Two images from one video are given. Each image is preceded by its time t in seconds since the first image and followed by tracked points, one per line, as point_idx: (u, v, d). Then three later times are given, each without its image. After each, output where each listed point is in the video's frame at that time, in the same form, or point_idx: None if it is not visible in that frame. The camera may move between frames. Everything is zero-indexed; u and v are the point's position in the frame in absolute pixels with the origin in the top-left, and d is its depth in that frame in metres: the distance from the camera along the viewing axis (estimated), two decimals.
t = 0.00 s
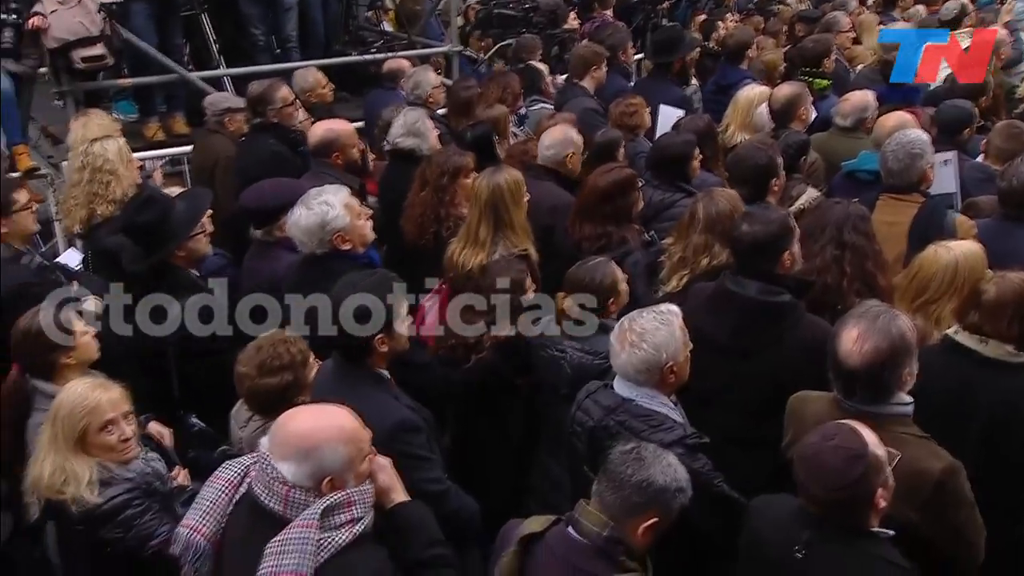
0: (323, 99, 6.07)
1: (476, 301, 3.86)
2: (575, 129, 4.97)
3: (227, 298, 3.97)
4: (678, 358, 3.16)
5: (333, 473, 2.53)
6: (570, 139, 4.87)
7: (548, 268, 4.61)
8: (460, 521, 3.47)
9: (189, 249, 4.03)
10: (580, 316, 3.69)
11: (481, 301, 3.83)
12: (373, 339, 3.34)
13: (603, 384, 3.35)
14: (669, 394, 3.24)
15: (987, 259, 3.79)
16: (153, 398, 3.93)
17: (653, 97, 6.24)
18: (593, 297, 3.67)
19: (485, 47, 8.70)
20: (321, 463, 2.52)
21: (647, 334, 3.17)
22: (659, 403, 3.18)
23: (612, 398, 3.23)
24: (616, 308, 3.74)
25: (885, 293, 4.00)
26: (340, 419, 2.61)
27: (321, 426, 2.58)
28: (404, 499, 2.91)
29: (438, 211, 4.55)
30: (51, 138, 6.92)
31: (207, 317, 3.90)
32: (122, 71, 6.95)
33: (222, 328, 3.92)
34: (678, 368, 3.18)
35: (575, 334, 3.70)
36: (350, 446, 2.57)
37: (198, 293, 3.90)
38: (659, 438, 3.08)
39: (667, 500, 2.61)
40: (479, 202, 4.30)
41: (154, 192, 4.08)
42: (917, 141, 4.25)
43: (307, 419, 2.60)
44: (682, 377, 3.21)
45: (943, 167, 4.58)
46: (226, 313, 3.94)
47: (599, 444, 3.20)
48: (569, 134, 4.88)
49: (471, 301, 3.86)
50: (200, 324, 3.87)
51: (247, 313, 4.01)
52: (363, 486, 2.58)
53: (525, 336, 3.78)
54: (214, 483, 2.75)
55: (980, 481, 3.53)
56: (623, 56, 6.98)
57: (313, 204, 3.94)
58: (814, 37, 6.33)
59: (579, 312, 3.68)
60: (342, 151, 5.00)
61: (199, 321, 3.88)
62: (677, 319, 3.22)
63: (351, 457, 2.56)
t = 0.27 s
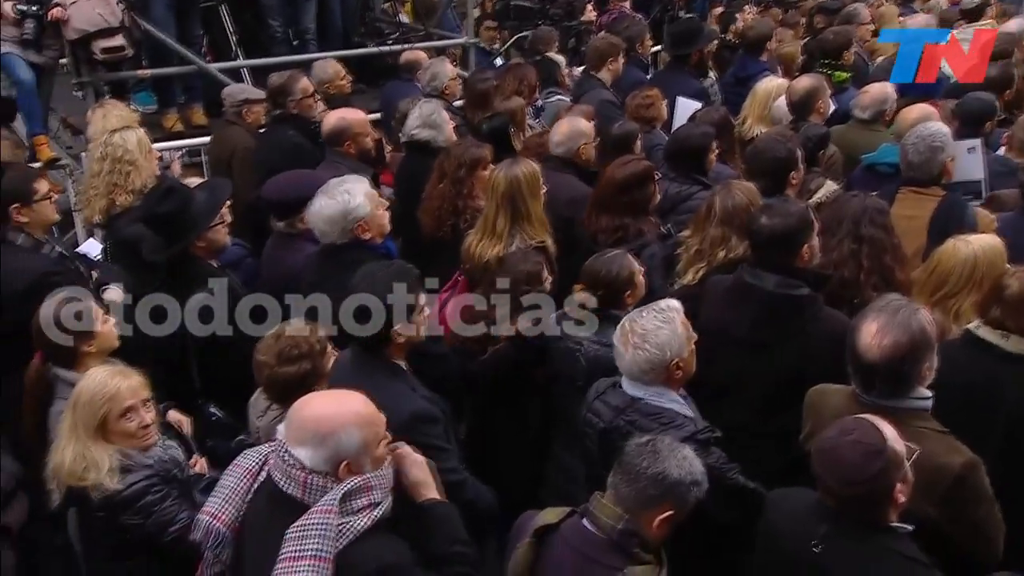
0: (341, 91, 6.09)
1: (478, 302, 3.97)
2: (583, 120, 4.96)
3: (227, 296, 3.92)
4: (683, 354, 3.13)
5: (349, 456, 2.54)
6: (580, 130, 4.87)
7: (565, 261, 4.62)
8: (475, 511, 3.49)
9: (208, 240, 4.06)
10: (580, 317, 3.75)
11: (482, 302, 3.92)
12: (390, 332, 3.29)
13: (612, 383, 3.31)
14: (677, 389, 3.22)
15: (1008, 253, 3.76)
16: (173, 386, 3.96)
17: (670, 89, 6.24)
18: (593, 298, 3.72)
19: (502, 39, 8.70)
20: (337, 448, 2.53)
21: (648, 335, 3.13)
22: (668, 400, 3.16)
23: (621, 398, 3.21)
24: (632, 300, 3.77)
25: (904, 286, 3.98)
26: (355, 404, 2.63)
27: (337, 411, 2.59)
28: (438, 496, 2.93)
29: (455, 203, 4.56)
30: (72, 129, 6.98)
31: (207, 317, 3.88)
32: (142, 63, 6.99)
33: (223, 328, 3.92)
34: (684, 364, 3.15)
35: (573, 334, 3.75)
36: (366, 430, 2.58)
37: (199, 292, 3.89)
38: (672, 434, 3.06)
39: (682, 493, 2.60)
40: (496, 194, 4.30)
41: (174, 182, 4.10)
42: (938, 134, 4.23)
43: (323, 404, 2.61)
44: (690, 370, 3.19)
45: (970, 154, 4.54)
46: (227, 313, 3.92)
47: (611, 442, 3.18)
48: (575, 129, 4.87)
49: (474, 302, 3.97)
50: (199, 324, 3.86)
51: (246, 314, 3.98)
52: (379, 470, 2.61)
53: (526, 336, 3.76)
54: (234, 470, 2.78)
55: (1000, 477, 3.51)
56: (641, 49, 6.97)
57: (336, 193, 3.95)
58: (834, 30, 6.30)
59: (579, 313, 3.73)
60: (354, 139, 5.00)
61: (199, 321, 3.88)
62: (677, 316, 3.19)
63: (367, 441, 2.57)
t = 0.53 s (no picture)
0: (360, 81, 6.11)
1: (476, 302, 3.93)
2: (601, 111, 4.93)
3: (228, 296, 3.89)
4: (701, 347, 3.11)
5: (355, 444, 2.54)
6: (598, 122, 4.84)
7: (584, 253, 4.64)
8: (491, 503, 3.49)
9: (226, 229, 4.07)
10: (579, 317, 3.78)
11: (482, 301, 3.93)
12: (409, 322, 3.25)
13: (629, 379, 3.32)
14: (696, 382, 3.21)
15: None
16: (192, 374, 3.98)
17: (689, 81, 6.23)
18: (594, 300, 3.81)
19: (521, 30, 8.70)
20: (342, 437, 2.53)
21: (665, 330, 3.11)
22: (687, 393, 3.14)
23: (642, 392, 3.19)
24: (650, 293, 3.77)
25: (924, 280, 3.96)
26: (356, 392, 2.62)
27: (339, 400, 2.59)
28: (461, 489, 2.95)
29: (474, 193, 4.56)
30: (92, 119, 7.02)
31: (207, 318, 3.89)
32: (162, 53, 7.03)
33: (222, 328, 3.92)
34: (703, 356, 3.13)
35: (574, 334, 3.78)
36: (368, 416, 2.57)
37: (200, 292, 3.89)
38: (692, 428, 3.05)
39: (700, 485, 2.60)
40: (515, 184, 4.30)
41: (194, 171, 4.11)
42: (962, 126, 4.22)
43: (323, 395, 2.61)
44: (708, 363, 3.17)
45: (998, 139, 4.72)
46: (226, 312, 3.91)
47: (631, 437, 3.16)
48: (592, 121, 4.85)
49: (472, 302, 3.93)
50: (199, 324, 3.88)
51: (247, 313, 3.93)
52: (390, 454, 2.60)
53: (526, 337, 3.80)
54: (251, 460, 2.81)
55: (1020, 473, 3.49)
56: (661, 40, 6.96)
57: (366, 177, 3.93)
58: (856, 21, 6.27)
59: (580, 313, 3.79)
60: (370, 129, 5.00)
61: (199, 321, 3.90)
62: (693, 310, 3.17)
63: (371, 426, 2.56)
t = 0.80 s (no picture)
0: (379, 72, 6.11)
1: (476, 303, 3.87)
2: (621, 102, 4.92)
3: (228, 296, 3.86)
4: (730, 339, 3.12)
5: (375, 432, 2.55)
6: (618, 114, 4.84)
7: (604, 245, 4.64)
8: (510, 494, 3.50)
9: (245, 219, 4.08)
10: (579, 317, 3.73)
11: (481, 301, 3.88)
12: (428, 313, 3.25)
13: (654, 370, 3.31)
14: (723, 374, 3.21)
15: None
16: (213, 363, 4.00)
17: (710, 73, 6.22)
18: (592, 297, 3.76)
19: (541, 21, 8.69)
20: (361, 425, 2.53)
21: (695, 321, 3.12)
22: (715, 386, 3.14)
23: (667, 384, 3.19)
24: (671, 285, 3.69)
25: (946, 275, 3.94)
26: (375, 380, 2.63)
27: (358, 388, 2.60)
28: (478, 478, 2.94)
29: (494, 184, 4.57)
30: (113, 109, 7.05)
31: (207, 317, 3.87)
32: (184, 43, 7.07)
33: (222, 328, 3.88)
34: (731, 349, 3.14)
35: (575, 333, 3.75)
36: (386, 403, 2.58)
37: (200, 292, 3.86)
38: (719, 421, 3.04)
39: (720, 478, 2.60)
40: (534, 176, 4.29)
41: (214, 161, 4.13)
42: (987, 119, 4.19)
43: (342, 383, 2.63)
44: (735, 356, 3.18)
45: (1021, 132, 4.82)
46: (226, 313, 3.88)
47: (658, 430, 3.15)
48: (613, 112, 4.84)
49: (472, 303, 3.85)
50: (198, 325, 3.87)
51: (247, 314, 3.87)
52: (409, 441, 2.61)
53: (526, 336, 3.80)
54: (273, 448, 2.82)
55: None
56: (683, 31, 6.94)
57: (387, 169, 3.95)
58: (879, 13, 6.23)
59: (578, 313, 3.72)
60: (389, 120, 5.00)
61: (199, 321, 3.88)
62: (722, 299, 3.18)
63: (389, 413, 2.57)
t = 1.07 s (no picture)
0: (397, 63, 6.12)
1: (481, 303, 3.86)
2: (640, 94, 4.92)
3: (228, 295, 3.86)
4: (755, 332, 3.12)
5: (395, 420, 2.55)
6: (638, 107, 4.83)
7: (622, 238, 4.64)
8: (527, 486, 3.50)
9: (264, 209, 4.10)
10: (578, 316, 3.77)
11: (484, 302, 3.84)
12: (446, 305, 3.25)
13: (678, 362, 3.32)
14: (745, 367, 3.20)
15: None
16: (233, 353, 4.02)
17: (730, 65, 6.20)
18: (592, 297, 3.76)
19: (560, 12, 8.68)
20: (381, 413, 2.54)
21: (720, 313, 3.11)
22: (736, 378, 3.13)
23: (690, 376, 3.20)
24: (691, 278, 3.64)
25: (968, 269, 3.91)
26: (396, 369, 2.63)
27: (379, 376, 2.61)
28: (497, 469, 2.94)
29: (513, 176, 4.57)
30: (134, 100, 7.11)
31: (207, 317, 3.89)
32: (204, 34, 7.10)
33: (222, 328, 3.90)
34: (755, 342, 3.14)
35: (575, 333, 3.81)
36: (407, 392, 2.59)
37: (201, 292, 3.88)
38: (740, 414, 3.04)
39: (740, 471, 2.59)
40: (552, 168, 4.29)
41: (233, 151, 4.13)
42: (1013, 111, 4.15)
43: (363, 371, 2.63)
44: (758, 350, 3.18)
45: None
46: (227, 312, 3.88)
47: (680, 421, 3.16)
48: (632, 105, 4.84)
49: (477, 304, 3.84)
50: (197, 324, 3.88)
51: (247, 314, 3.85)
52: (428, 430, 2.62)
53: (525, 337, 3.85)
54: (293, 436, 2.84)
55: None
56: (703, 23, 6.92)
57: (409, 159, 3.93)
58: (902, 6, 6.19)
59: (578, 313, 3.76)
60: (407, 113, 5.00)
61: (200, 321, 3.90)
62: (748, 293, 3.18)
63: (410, 402, 2.57)
